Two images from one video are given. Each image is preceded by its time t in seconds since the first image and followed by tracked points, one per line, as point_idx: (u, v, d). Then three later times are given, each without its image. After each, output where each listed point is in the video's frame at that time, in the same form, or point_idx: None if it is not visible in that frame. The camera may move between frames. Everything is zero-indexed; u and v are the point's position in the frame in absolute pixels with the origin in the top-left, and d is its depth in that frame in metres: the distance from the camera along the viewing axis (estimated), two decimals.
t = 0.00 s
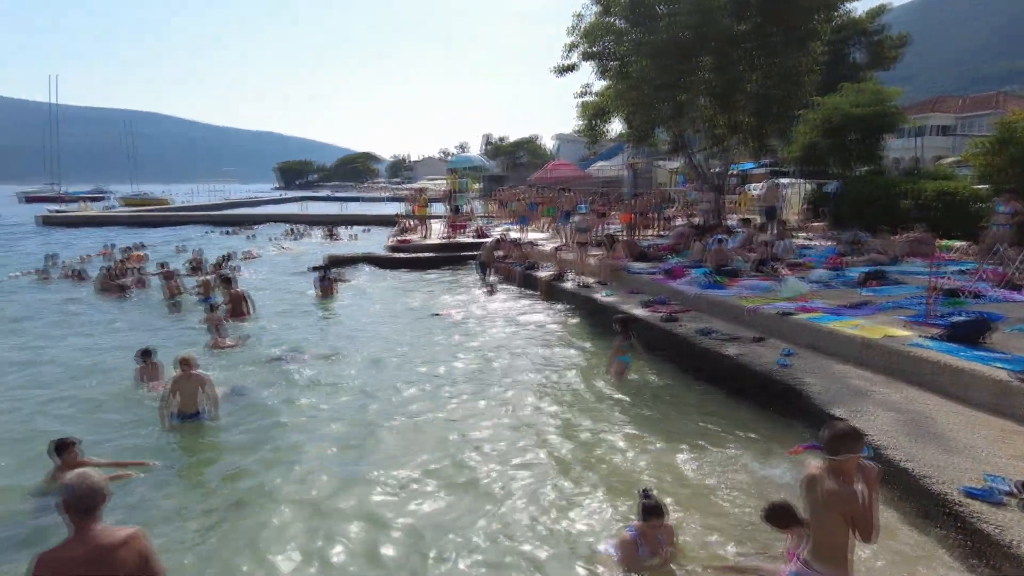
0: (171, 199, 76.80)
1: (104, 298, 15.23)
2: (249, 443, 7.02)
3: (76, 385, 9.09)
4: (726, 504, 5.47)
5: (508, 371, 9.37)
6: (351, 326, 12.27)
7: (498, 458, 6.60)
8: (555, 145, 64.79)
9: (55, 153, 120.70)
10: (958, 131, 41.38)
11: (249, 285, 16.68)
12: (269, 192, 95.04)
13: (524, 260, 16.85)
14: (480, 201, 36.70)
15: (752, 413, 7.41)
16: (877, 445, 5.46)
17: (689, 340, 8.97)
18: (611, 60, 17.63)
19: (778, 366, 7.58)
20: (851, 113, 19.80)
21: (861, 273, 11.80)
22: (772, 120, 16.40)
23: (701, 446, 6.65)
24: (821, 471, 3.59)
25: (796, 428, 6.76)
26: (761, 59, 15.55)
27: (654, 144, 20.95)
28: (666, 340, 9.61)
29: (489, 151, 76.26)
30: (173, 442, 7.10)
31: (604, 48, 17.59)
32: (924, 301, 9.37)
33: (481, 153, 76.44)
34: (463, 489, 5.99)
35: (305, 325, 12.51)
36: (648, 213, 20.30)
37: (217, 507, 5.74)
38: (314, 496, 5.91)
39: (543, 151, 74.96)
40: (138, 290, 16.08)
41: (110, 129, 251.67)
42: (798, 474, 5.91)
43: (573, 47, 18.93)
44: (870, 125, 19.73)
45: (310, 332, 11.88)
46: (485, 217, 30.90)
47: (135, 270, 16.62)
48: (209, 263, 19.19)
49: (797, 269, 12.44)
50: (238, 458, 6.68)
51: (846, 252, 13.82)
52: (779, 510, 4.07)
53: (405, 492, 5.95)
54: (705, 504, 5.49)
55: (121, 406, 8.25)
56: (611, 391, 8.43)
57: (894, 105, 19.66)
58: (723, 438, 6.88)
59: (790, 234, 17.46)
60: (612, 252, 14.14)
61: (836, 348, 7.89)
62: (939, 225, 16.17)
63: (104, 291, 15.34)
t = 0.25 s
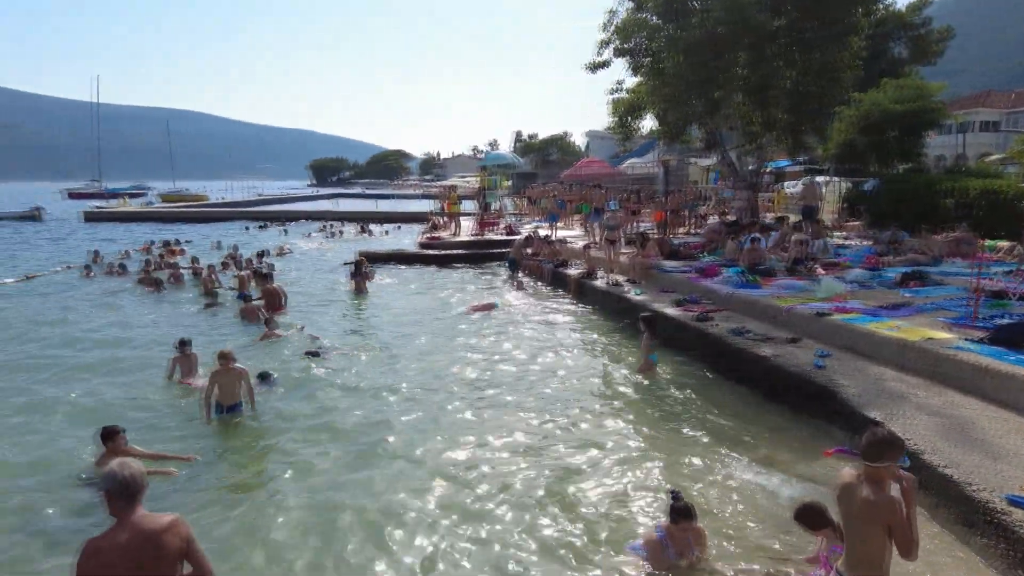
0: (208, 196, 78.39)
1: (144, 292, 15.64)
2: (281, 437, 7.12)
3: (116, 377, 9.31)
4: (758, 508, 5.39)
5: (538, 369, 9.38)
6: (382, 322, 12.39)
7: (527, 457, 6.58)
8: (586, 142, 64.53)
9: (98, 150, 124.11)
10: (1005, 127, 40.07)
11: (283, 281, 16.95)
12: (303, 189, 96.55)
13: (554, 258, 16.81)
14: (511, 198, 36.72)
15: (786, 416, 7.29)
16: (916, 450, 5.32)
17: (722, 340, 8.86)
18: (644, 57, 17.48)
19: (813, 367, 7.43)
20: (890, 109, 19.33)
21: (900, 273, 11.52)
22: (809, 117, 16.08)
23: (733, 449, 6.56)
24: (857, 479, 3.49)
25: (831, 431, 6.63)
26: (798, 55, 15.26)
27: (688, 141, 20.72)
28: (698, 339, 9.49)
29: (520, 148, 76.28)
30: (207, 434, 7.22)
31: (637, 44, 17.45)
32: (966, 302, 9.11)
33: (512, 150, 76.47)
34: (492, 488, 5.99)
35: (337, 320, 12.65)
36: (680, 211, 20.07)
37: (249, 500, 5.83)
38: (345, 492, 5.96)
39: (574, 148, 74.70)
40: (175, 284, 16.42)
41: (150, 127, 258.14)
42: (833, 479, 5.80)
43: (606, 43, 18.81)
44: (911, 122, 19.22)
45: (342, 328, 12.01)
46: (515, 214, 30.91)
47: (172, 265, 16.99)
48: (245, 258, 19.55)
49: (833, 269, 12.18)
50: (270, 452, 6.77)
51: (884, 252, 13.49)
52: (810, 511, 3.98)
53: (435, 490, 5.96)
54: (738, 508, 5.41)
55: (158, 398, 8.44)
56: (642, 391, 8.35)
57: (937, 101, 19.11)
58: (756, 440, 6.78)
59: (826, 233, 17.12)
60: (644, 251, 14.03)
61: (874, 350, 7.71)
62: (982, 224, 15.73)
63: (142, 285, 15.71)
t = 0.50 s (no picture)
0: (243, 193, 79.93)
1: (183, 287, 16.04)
2: (311, 432, 7.21)
3: (153, 371, 9.54)
4: (791, 511, 5.32)
5: (568, 367, 9.38)
6: (413, 319, 12.52)
7: (554, 457, 6.56)
8: (617, 140, 64.15)
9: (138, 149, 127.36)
10: None
11: (316, 277, 17.22)
12: (336, 187, 97.79)
13: (584, 256, 16.76)
14: (541, 196, 36.69)
15: (820, 419, 7.17)
16: (956, 456, 5.19)
17: (755, 341, 8.74)
18: (677, 54, 17.29)
19: (848, 369, 7.29)
20: (932, 106, 18.80)
21: (941, 274, 11.22)
22: (846, 114, 15.72)
23: (765, 451, 6.49)
24: (902, 490, 3.32)
25: (866, 435, 6.50)
26: (836, 50, 14.93)
27: (721, 138, 20.45)
28: (730, 340, 9.36)
29: (550, 146, 76.17)
30: (239, 429, 7.35)
31: (670, 41, 17.26)
32: (1011, 305, 8.83)
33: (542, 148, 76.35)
34: (519, 487, 5.98)
35: (367, 317, 12.78)
36: (712, 209, 19.84)
37: (279, 494, 5.91)
38: (372, 488, 6.00)
39: (605, 146, 74.24)
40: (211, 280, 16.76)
41: (188, 126, 263.97)
42: (868, 484, 5.70)
43: (638, 40, 18.66)
44: (953, 119, 18.67)
45: (372, 325, 12.14)
46: (545, 212, 30.88)
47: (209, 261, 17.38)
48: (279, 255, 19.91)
49: (871, 270, 11.92)
50: (300, 447, 6.86)
51: (925, 253, 13.13)
52: (846, 513, 3.88)
53: (461, 488, 5.98)
54: (770, 514, 5.31)
55: (193, 392, 8.61)
56: (672, 391, 8.30)
57: (981, 97, 18.52)
58: (789, 443, 6.69)
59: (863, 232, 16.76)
60: (676, 249, 13.91)
61: (913, 353, 7.53)
62: None
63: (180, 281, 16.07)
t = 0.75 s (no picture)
0: (279, 191, 81.27)
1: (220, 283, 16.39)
2: (342, 427, 7.31)
3: (190, 365, 9.76)
4: (824, 516, 5.23)
5: (597, 366, 9.35)
6: (443, 316, 12.61)
7: (580, 456, 6.54)
8: (649, 138, 63.63)
9: (178, 147, 130.29)
10: None
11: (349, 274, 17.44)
12: (367, 184, 98.83)
13: (614, 255, 16.67)
14: (572, 194, 36.57)
15: (856, 422, 7.03)
16: (998, 464, 5.04)
17: (788, 342, 8.60)
18: (711, 50, 17.06)
19: (885, 372, 7.13)
20: (976, 102, 18.23)
21: (984, 276, 10.88)
22: (886, 111, 15.33)
23: (798, 453, 6.39)
24: (948, 506, 3.32)
25: (903, 439, 6.36)
26: (876, 46, 14.56)
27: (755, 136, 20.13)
28: (763, 341, 9.22)
29: (581, 144, 75.93)
30: (272, 423, 7.49)
31: (704, 38, 17.04)
32: None
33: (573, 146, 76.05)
34: (547, 486, 5.97)
35: (397, 313, 12.90)
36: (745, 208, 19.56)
37: (311, 487, 5.99)
38: (402, 483, 6.06)
39: (637, 144, 73.65)
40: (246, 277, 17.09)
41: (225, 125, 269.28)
42: (905, 490, 5.57)
43: (672, 37, 18.45)
44: (999, 115, 18.07)
45: (402, 321, 12.24)
46: (576, 210, 30.77)
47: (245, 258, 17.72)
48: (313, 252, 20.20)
49: (910, 270, 11.62)
50: (332, 441, 6.96)
51: (967, 253, 12.76)
52: (874, 521, 3.84)
53: (487, 486, 5.97)
54: (802, 518, 5.23)
55: (228, 386, 8.80)
56: (703, 391, 8.22)
57: None
58: (822, 445, 6.58)
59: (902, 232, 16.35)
60: (708, 248, 13.74)
61: (953, 356, 7.32)
62: None
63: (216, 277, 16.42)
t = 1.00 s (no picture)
0: (311, 189, 82.36)
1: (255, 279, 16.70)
2: (374, 422, 7.39)
3: (226, 359, 9.95)
4: (859, 521, 5.12)
5: (627, 365, 9.29)
6: (472, 314, 12.65)
7: (611, 455, 6.50)
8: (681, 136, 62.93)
9: (215, 146, 132.90)
10: None
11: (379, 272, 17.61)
12: (399, 183, 99.69)
13: (646, 254, 16.54)
14: (602, 193, 36.37)
15: (894, 427, 6.86)
16: None
17: (823, 343, 8.43)
18: (746, 47, 16.80)
19: (925, 376, 6.95)
20: None
21: None
22: (927, 108, 14.91)
23: (833, 457, 6.27)
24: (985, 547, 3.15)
25: (944, 445, 6.19)
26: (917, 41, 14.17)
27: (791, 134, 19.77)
28: (797, 342, 9.05)
29: (612, 142, 75.48)
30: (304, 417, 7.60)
31: (739, 34, 16.79)
32: None
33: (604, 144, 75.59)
34: (578, 484, 5.95)
35: (428, 311, 12.98)
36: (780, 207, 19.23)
37: (344, 481, 6.06)
38: (433, 479, 6.09)
39: (669, 142, 72.90)
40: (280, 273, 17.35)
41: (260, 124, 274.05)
42: (945, 497, 5.42)
43: (706, 34, 18.21)
44: None
45: (432, 318, 12.32)
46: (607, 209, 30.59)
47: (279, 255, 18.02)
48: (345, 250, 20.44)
49: (953, 272, 11.29)
50: (363, 436, 7.04)
51: (1013, 253, 12.36)
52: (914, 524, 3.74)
53: (518, 484, 5.96)
54: (839, 523, 5.12)
55: (262, 380, 8.95)
56: (735, 392, 8.11)
57: None
58: (859, 448, 6.44)
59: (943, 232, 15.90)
60: (742, 248, 13.53)
61: (997, 361, 7.10)
62: None
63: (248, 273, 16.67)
